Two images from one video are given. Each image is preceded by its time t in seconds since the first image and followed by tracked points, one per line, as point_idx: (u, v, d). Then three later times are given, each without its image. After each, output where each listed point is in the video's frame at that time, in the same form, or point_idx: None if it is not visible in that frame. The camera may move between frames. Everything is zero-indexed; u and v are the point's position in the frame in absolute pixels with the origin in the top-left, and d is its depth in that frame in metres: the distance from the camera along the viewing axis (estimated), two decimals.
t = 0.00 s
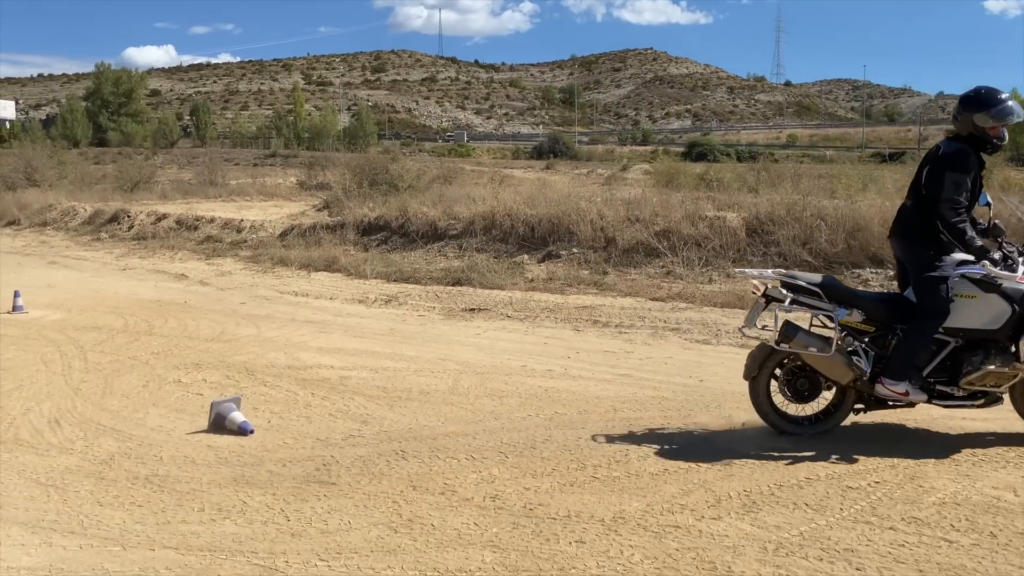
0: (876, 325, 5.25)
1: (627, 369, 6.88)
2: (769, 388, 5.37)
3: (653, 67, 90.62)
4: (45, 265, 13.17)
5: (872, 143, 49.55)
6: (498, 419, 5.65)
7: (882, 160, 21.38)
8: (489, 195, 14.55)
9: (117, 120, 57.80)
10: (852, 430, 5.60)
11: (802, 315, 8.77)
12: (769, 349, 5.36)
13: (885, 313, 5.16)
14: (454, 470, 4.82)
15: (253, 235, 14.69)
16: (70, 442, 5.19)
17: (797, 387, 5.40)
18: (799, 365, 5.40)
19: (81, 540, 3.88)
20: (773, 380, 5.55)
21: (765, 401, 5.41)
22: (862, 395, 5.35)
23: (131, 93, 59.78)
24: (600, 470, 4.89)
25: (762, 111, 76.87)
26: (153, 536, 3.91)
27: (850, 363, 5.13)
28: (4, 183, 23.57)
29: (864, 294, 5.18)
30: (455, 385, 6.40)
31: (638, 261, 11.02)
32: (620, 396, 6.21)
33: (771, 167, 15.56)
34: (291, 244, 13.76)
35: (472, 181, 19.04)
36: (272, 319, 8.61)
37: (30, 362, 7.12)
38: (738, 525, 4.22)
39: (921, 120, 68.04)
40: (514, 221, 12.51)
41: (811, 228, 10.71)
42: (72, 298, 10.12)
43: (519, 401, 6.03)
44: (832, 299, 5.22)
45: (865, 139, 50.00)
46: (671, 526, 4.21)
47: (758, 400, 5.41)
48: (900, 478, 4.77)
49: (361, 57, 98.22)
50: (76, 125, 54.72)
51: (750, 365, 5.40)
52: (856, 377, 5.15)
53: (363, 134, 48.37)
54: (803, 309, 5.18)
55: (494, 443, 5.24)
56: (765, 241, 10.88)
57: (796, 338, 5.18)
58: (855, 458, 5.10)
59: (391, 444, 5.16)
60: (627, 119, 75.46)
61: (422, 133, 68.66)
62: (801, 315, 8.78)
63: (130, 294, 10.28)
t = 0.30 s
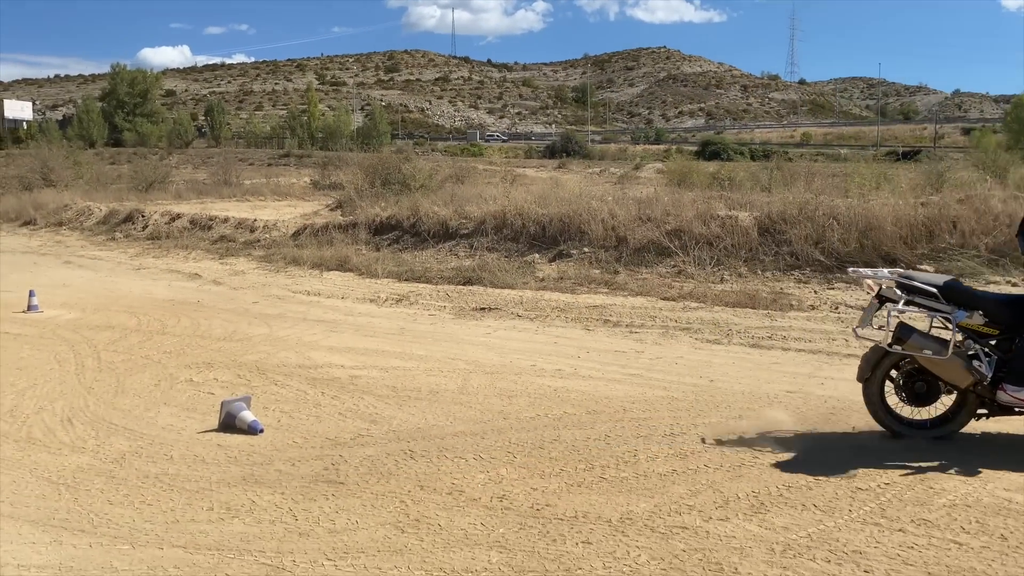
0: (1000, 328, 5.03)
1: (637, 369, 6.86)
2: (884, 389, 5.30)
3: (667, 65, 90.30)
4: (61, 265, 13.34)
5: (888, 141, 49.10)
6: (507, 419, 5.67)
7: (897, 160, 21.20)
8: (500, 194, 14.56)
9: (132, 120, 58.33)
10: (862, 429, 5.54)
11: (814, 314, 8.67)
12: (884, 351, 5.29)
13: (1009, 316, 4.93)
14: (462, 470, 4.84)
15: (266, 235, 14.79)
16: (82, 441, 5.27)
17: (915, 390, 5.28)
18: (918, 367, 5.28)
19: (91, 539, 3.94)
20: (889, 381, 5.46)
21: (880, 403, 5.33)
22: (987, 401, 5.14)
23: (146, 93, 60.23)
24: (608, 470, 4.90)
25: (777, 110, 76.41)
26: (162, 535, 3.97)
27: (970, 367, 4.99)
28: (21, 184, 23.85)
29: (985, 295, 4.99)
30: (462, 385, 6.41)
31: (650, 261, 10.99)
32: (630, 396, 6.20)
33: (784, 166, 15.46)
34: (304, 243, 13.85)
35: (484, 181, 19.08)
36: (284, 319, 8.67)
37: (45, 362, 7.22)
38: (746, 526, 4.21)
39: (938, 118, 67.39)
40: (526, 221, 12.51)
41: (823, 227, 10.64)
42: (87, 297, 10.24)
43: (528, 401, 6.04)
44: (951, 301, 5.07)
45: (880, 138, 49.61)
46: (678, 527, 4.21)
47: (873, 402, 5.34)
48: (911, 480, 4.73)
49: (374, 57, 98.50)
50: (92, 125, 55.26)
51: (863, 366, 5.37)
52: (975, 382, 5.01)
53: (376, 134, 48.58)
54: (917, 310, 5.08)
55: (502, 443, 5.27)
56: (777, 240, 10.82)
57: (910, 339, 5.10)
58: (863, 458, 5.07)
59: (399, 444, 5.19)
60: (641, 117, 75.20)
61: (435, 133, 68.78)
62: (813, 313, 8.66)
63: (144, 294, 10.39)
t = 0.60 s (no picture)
0: None
1: (648, 371, 6.84)
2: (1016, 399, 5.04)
3: (681, 67, 90.10)
4: (77, 266, 13.49)
5: (904, 144, 48.72)
6: (517, 421, 5.67)
7: (912, 162, 21.02)
8: (513, 197, 14.57)
9: (149, 123, 58.93)
10: (874, 433, 5.47)
11: (827, 317, 8.60)
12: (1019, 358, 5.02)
13: None
14: (471, 472, 4.85)
15: (279, 236, 14.89)
16: (95, 441, 5.33)
17: None
18: None
19: (101, 539, 3.98)
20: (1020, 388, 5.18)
21: (1013, 413, 5.05)
22: None
23: (162, 96, 60.79)
24: (617, 473, 4.89)
25: (791, 112, 76.04)
26: (171, 535, 4.00)
27: None
28: (38, 187, 24.14)
29: None
30: (471, 387, 6.39)
31: (662, 263, 10.95)
32: (641, 399, 6.18)
33: (798, 168, 15.37)
34: (317, 245, 13.93)
35: (496, 183, 19.11)
36: (296, 320, 8.73)
37: (59, 362, 7.31)
38: (755, 530, 4.18)
39: (955, 120, 66.86)
40: (538, 223, 12.52)
41: (837, 229, 10.57)
42: (102, 298, 10.35)
43: (539, 403, 6.04)
44: None
45: (895, 140, 49.28)
46: (687, 531, 4.19)
47: (1004, 413, 5.07)
48: (923, 484, 4.68)
49: (389, 60, 98.88)
50: (109, 127, 55.84)
51: (994, 375, 5.11)
52: None
53: (389, 136, 48.81)
54: None
55: (511, 445, 5.27)
56: (790, 243, 10.76)
57: None
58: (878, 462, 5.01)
59: (409, 445, 5.21)
60: (655, 120, 75.02)
61: (448, 136, 68.97)
62: (826, 316, 8.60)
63: (158, 295, 10.49)
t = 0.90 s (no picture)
0: None
1: (658, 375, 6.82)
2: None
3: (692, 69, 89.92)
4: (90, 269, 13.60)
5: (918, 146, 48.36)
6: (526, 424, 5.67)
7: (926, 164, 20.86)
8: (523, 199, 14.56)
9: (161, 126, 59.35)
10: (884, 436, 5.43)
11: (839, 320, 8.54)
12: None
13: None
14: (479, 474, 4.85)
15: (291, 239, 14.96)
16: (106, 442, 5.37)
17: None
18: None
19: (111, 539, 4.01)
20: None
21: None
22: None
23: (175, 100, 61.20)
24: (626, 476, 4.87)
25: (803, 114, 75.70)
26: (180, 536, 4.03)
27: None
28: (52, 190, 24.35)
29: None
30: (481, 390, 6.38)
31: (672, 266, 10.92)
32: (650, 402, 6.17)
33: (810, 171, 15.29)
34: (327, 248, 13.98)
35: (507, 186, 19.14)
36: (307, 323, 8.76)
37: (71, 364, 7.37)
38: (764, 534, 4.16)
39: (970, 121, 66.32)
40: (548, 225, 12.51)
41: (849, 232, 10.50)
42: (114, 301, 10.43)
43: (548, 406, 6.03)
44: None
45: (909, 141, 48.95)
46: (695, 534, 4.17)
47: None
48: (934, 488, 4.63)
49: (400, 63, 99.16)
50: (122, 131, 56.24)
51: None
52: None
53: (400, 139, 48.93)
54: None
55: (520, 448, 5.26)
56: (802, 246, 10.70)
57: None
58: (891, 466, 4.96)
59: (418, 448, 5.21)
60: (666, 122, 74.82)
61: (459, 138, 69.09)
62: (837, 320, 8.53)
63: (170, 298, 10.57)
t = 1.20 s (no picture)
0: None
1: (669, 376, 6.80)
2: None
3: (703, 70, 89.68)
4: (103, 271, 13.70)
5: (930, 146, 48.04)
6: (536, 425, 5.67)
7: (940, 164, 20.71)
8: (534, 201, 14.57)
9: (174, 129, 59.75)
10: (897, 438, 5.39)
11: (851, 321, 8.49)
12: None
13: None
14: (489, 475, 4.86)
15: (302, 241, 15.04)
16: (119, 444, 5.42)
17: None
18: None
19: (123, 540, 4.04)
20: None
21: None
22: None
23: (187, 103, 61.63)
24: (636, 478, 4.86)
25: (815, 115, 75.33)
26: (192, 537, 4.05)
27: None
28: (65, 193, 24.56)
29: None
30: (491, 392, 6.38)
31: (683, 267, 10.89)
32: (661, 403, 6.15)
33: (822, 171, 15.21)
34: (338, 250, 14.05)
35: (518, 188, 19.16)
36: (318, 324, 8.80)
37: (84, 366, 7.43)
38: (775, 536, 4.14)
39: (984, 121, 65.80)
40: (558, 227, 12.51)
41: (861, 233, 10.44)
42: (127, 303, 10.52)
43: (558, 408, 6.03)
44: None
45: (922, 141, 48.62)
46: (706, 535, 4.16)
47: None
48: (947, 490, 4.59)
49: (410, 65, 99.43)
50: (135, 134, 56.63)
51: None
52: None
53: (411, 141, 49.07)
54: None
55: (531, 449, 5.26)
56: (813, 247, 10.64)
57: None
58: (904, 467, 4.92)
59: (429, 449, 5.23)
60: (677, 123, 74.64)
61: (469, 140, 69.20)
62: (849, 321, 8.48)
63: (182, 300, 10.64)
